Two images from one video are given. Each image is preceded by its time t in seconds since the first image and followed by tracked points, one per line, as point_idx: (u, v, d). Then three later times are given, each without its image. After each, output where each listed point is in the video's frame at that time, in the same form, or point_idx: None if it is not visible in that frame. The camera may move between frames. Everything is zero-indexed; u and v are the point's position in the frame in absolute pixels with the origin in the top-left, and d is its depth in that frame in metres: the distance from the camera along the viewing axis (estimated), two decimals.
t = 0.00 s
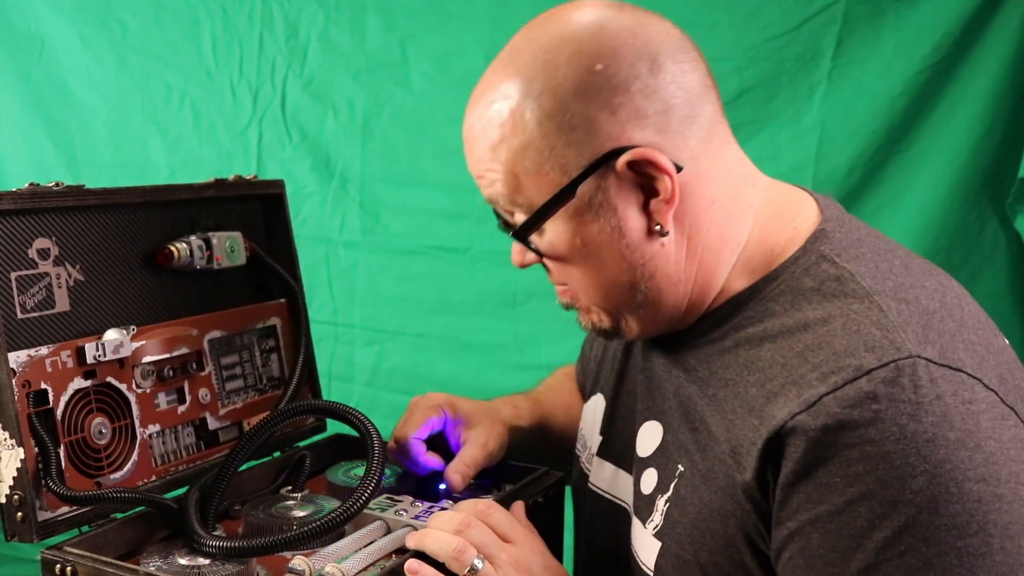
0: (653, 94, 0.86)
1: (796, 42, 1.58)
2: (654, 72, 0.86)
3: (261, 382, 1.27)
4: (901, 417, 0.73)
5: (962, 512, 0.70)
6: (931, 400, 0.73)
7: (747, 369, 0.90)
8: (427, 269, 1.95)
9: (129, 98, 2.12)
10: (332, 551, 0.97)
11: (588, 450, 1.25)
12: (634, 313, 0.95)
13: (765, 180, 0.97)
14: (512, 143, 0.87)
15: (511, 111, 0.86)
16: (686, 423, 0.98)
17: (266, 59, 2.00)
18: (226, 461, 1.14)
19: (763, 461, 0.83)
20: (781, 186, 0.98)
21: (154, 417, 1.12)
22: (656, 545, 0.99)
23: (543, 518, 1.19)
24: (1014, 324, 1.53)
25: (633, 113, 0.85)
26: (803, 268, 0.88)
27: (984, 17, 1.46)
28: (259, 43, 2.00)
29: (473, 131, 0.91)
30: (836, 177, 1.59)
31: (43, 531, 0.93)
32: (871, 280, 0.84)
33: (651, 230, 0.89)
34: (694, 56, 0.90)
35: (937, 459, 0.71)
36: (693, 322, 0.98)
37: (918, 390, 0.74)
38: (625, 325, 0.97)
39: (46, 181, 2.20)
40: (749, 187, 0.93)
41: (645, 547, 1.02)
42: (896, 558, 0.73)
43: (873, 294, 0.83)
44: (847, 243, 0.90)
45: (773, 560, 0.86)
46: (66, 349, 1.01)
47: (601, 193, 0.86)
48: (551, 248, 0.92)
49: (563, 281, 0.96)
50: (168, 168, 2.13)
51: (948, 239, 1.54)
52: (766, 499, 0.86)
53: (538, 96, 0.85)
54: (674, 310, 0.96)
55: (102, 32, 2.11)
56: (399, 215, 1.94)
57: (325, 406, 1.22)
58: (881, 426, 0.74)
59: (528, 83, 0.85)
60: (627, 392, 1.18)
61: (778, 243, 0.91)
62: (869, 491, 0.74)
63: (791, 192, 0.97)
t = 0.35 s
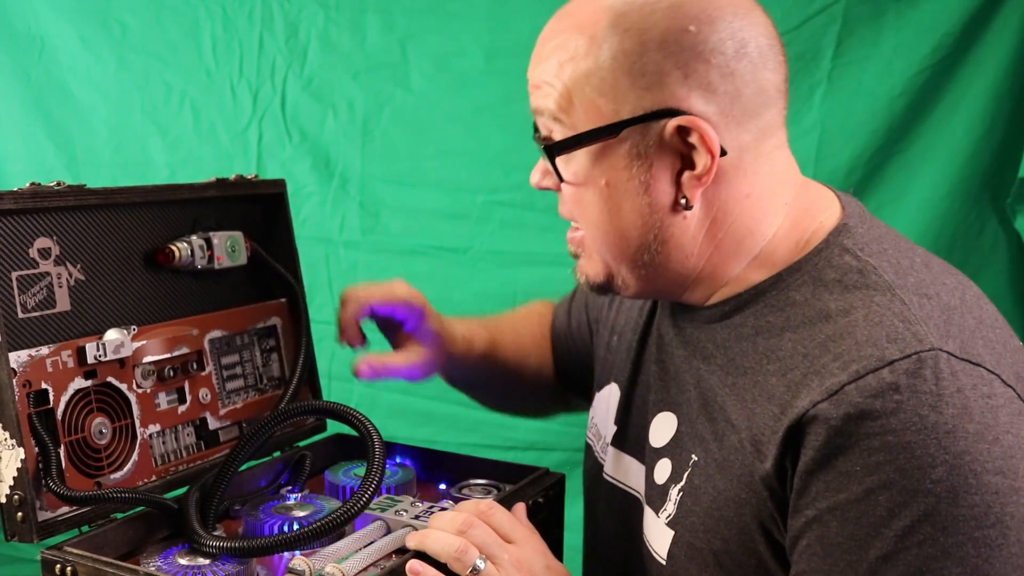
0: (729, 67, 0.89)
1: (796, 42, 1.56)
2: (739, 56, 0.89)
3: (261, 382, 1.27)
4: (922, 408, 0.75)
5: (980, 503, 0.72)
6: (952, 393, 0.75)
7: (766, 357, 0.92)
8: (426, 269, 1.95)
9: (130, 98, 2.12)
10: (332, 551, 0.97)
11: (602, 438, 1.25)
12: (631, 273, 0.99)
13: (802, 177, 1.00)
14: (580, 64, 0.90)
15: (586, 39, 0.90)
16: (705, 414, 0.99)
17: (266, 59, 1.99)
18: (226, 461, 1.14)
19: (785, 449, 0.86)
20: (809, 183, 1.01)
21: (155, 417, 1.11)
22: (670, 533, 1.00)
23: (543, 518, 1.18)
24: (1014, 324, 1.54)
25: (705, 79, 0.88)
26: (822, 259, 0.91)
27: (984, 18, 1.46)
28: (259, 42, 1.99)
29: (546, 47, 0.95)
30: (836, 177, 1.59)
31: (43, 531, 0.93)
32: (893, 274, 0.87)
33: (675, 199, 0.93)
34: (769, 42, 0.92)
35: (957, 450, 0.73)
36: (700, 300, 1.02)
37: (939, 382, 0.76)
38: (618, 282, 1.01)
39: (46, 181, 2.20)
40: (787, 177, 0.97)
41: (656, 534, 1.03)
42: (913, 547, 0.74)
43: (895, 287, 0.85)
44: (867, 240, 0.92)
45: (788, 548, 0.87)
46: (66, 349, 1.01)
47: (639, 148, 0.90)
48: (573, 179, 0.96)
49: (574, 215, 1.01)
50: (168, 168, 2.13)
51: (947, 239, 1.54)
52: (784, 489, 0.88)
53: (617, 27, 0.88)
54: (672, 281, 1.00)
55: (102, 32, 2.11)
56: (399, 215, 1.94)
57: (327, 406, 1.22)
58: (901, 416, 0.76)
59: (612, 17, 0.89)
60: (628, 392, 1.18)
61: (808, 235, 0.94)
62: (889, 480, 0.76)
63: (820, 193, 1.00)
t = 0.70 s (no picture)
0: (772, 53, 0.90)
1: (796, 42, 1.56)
2: (781, 47, 0.90)
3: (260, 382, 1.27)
4: (944, 412, 0.77)
5: (997, 508, 0.74)
6: (972, 398, 0.78)
7: (783, 353, 0.93)
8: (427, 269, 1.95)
9: (130, 98, 2.12)
10: (332, 551, 0.97)
11: (607, 418, 1.23)
12: (652, 258, 0.99)
13: (824, 179, 1.02)
14: (622, 43, 0.91)
15: (629, 18, 0.91)
16: (720, 406, 0.99)
17: (266, 59, 1.99)
18: (225, 461, 1.14)
19: (802, 446, 0.86)
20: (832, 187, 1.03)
21: (155, 417, 1.11)
22: (677, 522, 1.01)
23: (543, 517, 1.19)
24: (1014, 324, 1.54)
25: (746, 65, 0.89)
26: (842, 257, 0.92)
27: (984, 18, 1.46)
28: (259, 43, 2.00)
29: (587, 26, 0.95)
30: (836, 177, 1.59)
31: (43, 531, 0.93)
32: (914, 277, 0.89)
33: (706, 184, 0.94)
34: (808, 39, 0.93)
35: (976, 455, 0.75)
36: (714, 290, 1.03)
37: (961, 387, 0.78)
38: (638, 267, 1.01)
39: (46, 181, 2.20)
40: (812, 175, 0.98)
41: (666, 526, 1.04)
42: (930, 549, 0.76)
43: (917, 291, 0.87)
44: (888, 240, 0.94)
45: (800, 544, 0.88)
46: (66, 349, 1.01)
47: (676, 130, 0.91)
48: (603, 157, 0.96)
49: (600, 195, 1.00)
50: (168, 168, 2.13)
51: (948, 239, 1.54)
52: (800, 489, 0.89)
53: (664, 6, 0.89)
54: (691, 269, 1.00)
55: (102, 32, 2.11)
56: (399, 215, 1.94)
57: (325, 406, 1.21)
58: (923, 419, 0.78)
59: None
60: (629, 393, 1.18)
61: (828, 233, 0.95)
62: (908, 481, 0.77)
63: (840, 194, 1.02)
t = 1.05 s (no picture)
0: (794, 45, 0.90)
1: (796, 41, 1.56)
2: (803, 41, 0.90)
3: (261, 382, 1.27)
4: (949, 418, 0.78)
5: (999, 514, 0.75)
6: (978, 404, 0.78)
7: (786, 349, 0.93)
8: (426, 268, 1.96)
9: (130, 98, 2.12)
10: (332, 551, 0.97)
11: (607, 402, 1.23)
12: (665, 249, 0.99)
13: (836, 178, 1.02)
14: (642, 33, 0.91)
15: (649, 8, 0.91)
16: (722, 396, 1.00)
17: (266, 59, 1.99)
18: (225, 461, 1.14)
19: (803, 441, 0.86)
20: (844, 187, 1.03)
21: (155, 417, 1.11)
22: (674, 511, 1.02)
23: (544, 517, 1.19)
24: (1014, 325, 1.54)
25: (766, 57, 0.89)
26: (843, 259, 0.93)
27: (984, 18, 1.46)
28: (259, 42, 2.00)
29: (607, 15, 0.95)
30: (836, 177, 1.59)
31: (43, 531, 0.93)
32: (922, 282, 0.90)
33: (723, 176, 0.94)
34: (831, 37, 0.93)
35: (980, 461, 0.76)
36: (720, 283, 1.03)
37: (967, 393, 0.79)
38: (650, 257, 1.01)
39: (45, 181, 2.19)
40: (825, 171, 0.98)
41: (661, 512, 1.05)
42: (933, 553, 0.76)
43: (924, 295, 0.88)
44: (897, 244, 0.94)
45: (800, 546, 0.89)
46: (67, 349, 1.01)
47: (696, 121, 0.91)
48: (621, 146, 0.96)
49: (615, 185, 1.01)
50: (168, 168, 2.13)
51: (948, 239, 1.54)
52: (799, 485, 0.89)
53: None
54: (703, 262, 1.01)
55: (102, 32, 2.11)
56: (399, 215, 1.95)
57: (324, 407, 1.21)
58: (927, 424, 0.78)
59: None
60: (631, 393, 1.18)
61: (837, 232, 0.96)
62: (912, 485, 0.77)
63: (851, 193, 1.02)
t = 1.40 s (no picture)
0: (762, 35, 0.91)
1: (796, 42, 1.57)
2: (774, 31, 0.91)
3: (261, 382, 1.26)
4: (916, 369, 0.77)
5: (974, 462, 0.73)
6: (943, 355, 0.77)
7: (758, 325, 0.92)
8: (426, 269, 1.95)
9: (130, 98, 2.12)
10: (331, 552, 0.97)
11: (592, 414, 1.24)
12: (644, 235, 1.00)
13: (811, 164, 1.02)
14: (621, 25, 0.92)
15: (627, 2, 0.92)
16: (699, 375, 0.99)
17: (266, 59, 1.99)
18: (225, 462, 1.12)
19: (773, 407, 0.85)
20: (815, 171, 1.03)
21: (155, 417, 1.11)
22: (654, 491, 1.02)
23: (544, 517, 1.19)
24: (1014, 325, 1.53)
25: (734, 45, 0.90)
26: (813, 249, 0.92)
27: (984, 18, 1.46)
28: (259, 43, 2.00)
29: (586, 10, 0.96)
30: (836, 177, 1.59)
31: (43, 531, 0.93)
32: (886, 251, 0.89)
33: (700, 162, 0.94)
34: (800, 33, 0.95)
35: (949, 410, 0.75)
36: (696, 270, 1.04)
37: (931, 345, 0.78)
38: (631, 246, 1.02)
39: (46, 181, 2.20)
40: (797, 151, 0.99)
41: (640, 495, 1.05)
42: (912, 507, 0.74)
43: (887, 260, 0.88)
44: (864, 220, 0.94)
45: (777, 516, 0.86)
46: (66, 349, 1.01)
47: (671, 107, 0.92)
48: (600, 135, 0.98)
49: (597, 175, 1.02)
50: (168, 168, 2.13)
51: (948, 238, 1.54)
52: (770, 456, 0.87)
53: None
54: (683, 249, 1.01)
55: (102, 33, 2.11)
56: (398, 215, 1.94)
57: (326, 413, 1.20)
58: (894, 378, 0.77)
59: None
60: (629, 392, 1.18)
61: (808, 212, 0.96)
62: (884, 441, 0.76)
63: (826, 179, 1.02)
